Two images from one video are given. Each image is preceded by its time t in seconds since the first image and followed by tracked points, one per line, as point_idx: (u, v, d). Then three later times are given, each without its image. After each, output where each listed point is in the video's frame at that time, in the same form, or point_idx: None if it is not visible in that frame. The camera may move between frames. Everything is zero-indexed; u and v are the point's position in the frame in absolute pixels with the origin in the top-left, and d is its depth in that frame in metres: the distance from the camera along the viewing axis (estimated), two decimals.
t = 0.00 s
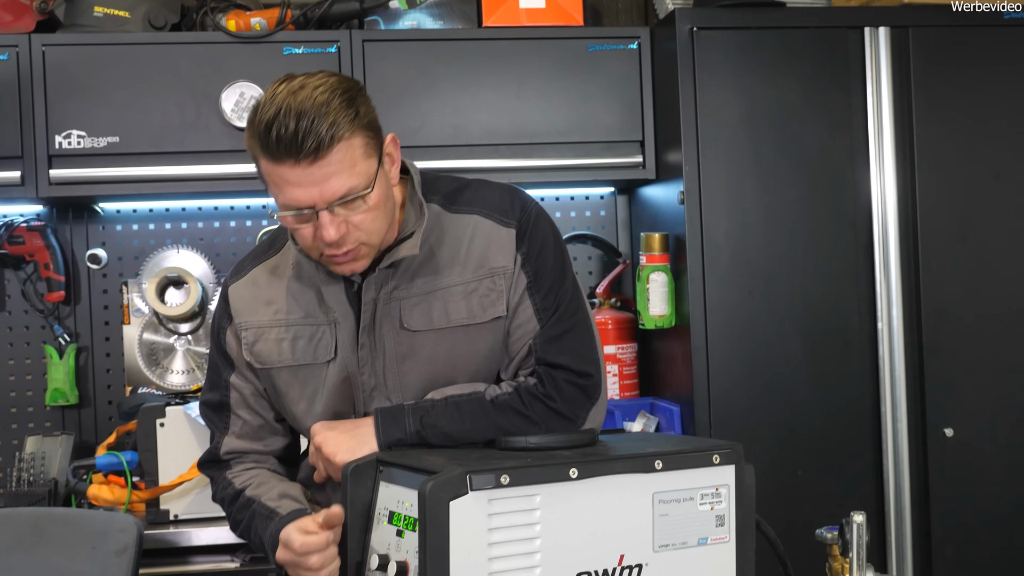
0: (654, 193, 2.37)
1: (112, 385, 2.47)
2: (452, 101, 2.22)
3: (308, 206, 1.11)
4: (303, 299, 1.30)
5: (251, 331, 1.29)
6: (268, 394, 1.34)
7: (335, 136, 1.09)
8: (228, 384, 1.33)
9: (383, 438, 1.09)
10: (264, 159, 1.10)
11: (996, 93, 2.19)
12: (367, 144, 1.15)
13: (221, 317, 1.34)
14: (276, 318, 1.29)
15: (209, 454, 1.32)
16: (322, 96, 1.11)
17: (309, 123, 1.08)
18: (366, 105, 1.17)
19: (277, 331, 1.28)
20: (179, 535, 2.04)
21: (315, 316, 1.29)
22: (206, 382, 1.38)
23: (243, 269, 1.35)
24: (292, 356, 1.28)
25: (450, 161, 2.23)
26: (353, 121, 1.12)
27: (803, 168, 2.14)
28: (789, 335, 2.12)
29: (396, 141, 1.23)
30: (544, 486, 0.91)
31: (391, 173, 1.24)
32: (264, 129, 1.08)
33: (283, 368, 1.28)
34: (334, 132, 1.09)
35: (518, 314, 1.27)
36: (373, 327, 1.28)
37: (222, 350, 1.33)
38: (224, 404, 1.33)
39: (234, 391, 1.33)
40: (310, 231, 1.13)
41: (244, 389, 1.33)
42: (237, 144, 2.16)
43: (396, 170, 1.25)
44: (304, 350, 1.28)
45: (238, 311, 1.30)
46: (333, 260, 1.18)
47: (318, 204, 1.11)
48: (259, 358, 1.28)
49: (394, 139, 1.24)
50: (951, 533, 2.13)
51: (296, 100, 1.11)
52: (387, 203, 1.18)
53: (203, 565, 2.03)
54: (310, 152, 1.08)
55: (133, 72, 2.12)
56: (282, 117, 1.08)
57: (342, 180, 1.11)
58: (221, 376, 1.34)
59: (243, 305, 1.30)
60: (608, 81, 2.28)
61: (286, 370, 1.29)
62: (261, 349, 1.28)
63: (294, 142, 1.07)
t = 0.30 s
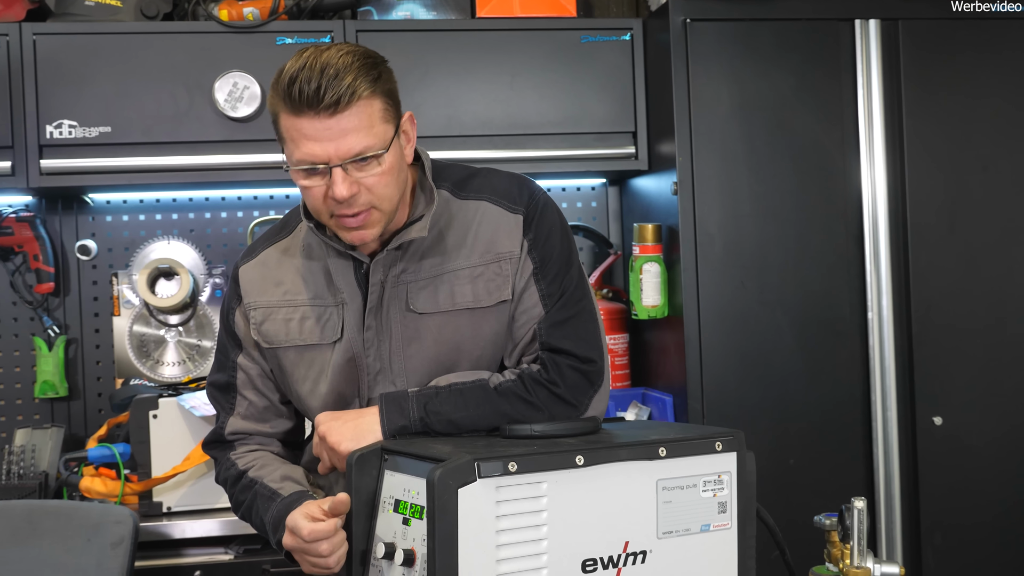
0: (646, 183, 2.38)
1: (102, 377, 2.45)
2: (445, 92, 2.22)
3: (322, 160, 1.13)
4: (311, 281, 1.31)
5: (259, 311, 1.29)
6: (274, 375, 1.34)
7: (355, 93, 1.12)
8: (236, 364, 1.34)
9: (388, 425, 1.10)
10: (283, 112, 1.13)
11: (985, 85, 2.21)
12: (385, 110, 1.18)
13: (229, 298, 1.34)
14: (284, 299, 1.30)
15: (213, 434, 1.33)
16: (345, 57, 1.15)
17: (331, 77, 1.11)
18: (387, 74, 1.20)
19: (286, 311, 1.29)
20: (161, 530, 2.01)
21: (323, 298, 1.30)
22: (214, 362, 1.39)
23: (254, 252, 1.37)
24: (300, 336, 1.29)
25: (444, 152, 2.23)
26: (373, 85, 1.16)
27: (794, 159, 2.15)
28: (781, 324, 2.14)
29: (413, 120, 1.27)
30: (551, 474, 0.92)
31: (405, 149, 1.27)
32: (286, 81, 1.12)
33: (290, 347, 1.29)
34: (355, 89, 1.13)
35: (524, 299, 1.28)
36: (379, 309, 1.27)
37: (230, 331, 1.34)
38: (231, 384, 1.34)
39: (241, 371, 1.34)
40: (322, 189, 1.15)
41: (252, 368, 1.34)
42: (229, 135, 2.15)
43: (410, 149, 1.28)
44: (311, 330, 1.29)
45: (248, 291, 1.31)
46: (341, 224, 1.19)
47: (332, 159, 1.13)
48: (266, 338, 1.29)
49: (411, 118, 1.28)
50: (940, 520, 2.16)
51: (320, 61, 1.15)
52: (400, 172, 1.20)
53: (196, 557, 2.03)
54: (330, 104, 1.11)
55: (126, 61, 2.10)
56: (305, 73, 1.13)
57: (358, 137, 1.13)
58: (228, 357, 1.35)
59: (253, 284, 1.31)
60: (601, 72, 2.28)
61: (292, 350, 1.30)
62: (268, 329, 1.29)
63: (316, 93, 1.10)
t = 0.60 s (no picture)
0: (620, 187, 2.42)
1: (75, 380, 2.43)
2: (422, 96, 2.24)
3: (332, 131, 1.19)
4: (310, 269, 1.34)
5: (257, 296, 1.32)
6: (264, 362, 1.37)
7: (372, 70, 1.19)
8: (226, 348, 1.36)
9: (373, 424, 1.11)
10: (302, 83, 1.20)
11: (949, 93, 2.28)
12: (399, 95, 1.24)
13: (227, 283, 1.37)
14: (282, 286, 1.33)
15: (196, 416, 1.35)
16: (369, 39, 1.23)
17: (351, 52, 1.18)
18: (407, 65, 1.27)
19: (283, 297, 1.32)
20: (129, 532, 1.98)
21: (319, 286, 1.32)
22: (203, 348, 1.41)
23: (256, 240, 1.40)
24: (294, 322, 1.31)
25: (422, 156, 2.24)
26: (391, 69, 1.23)
27: (767, 164, 2.20)
28: (754, 326, 2.19)
29: (425, 115, 1.33)
30: (538, 474, 0.95)
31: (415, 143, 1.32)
32: (309, 53, 1.19)
33: (284, 332, 1.31)
34: (372, 68, 1.19)
35: (516, 295, 1.30)
36: (374, 299, 1.29)
37: (224, 315, 1.37)
38: (219, 368, 1.35)
39: (229, 356, 1.36)
40: (330, 161, 1.20)
41: (241, 354, 1.36)
42: (206, 137, 2.15)
43: (419, 143, 1.33)
44: (306, 316, 1.31)
45: (246, 276, 1.34)
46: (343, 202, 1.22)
47: (341, 131, 1.19)
48: (261, 322, 1.31)
49: (424, 116, 1.34)
50: (908, 517, 2.23)
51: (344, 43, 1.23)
52: (407, 158, 1.25)
53: (173, 559, 2.02)
54: (346, 76, 1.18)
55: (102, 63, 2.10)
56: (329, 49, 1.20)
57: (369, 113, 1.19)
58: (218, 341, 1.37)
59: (251, 269, 1.34)
60: (576, 78, 2.32)
61: (286, 335, 1.32)
62: (264, 313, 1.31)
63: (335, 65, 1.17)
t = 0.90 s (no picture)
0: (607, 195, 2.46)
1: (65, 380, 2.43)
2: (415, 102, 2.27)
3: (366, 124, 1.27)
4: (328, 259, 1.38)
5: (274, 280, 1.36)
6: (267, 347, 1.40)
7: (411, 71, 1.28)
8: (224, 328, 1.38)
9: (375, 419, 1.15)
10: (343, 77, 1.29)
11: (932, 105, 2.33)
12: (433, 99, 1.33)
13: (239, 266, 1.41)
14: (298, 273, 1.37)
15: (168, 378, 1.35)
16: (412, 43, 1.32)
17: (392, 52, 1.28)
18: (444, 73, 1.37)
19: (299, 284, 1.36)
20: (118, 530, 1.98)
21: (336, 277, 1.36)
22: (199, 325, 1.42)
23: (274, 226, 1.43)
24: (308, 309, 1.35)
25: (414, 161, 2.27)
26: (428, 74, 1.32)
27: (754, 173, 2.25)
28: (739, 332, 2.23)
29: (455, 123, 1.42)
30: (536, 474, 0.98)
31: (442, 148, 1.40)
32: (352, 50, 1.28)
33: (297, 317, 1.35)
34: (411, 70, 1.29)
35: (523, 294, 1.36)
36: (388, 291, 1.34)
37: (230, 296, 1.39)
38: (211, 342, 1.36)
39: (225, 335, 1.37)
40: (359, 153, 1.28)
41: (239, 335, 1.38)
42: (200, 140, 2.17)
43: (446, 149, 1.41)
44: (321, 304, 1.35)
45: (261, 260, 1.39)
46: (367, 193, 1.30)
47: (374, 125, 1.27)
48: (274, 307, 1.35)
49: (453, 124, 1.43)
50: (890, 523, 2.27)
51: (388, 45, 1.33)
52: (433, 159, 1.33)
53: (164, 558, 2.03)
54: (385, 74, 1.27)
55: (97, 65, 2.11)
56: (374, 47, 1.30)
57: (402, 111, 1.28)
58: (217, 319, 1.39)
59: (268, 254, 1.38)
60: (567, 86, 2.35)
61: (298, 321, 1.36)
62: (278, 298, 1.35)
63: (376, 62, 1.27)
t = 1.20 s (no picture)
0: (601, 198, 2.48)
1: (62, 380, 2.43)
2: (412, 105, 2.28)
3: (389, 132, 1.34)
4: (341, 265, 1.46)
5: (289, 286, 1.44)
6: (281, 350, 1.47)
7: (433, 83, 1.36)
8: (241, 332, 1.46)
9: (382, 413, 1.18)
10: (367, 87, 1.36)
11: (923, 110, 2.36)
12: (452, 110, 1.41)
13: (255, 272, 1.49)
14: (313, 279, 1.45)
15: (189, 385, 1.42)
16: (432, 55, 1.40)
17: (416, 64, 1.35)
18: (461, 85, 1.44)
19: (314, 289, 1.44)
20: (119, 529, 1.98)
21: (350, 281, 1.44)
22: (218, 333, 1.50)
23: (289, 234, 1.52)
24: (323, 312, 1.42)
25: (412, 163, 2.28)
26: (448, 85, 1.40)
27: (748, 177, 2.27)
28: (733, 335, 2.25)
29: (469, 133, 1.49)
30: (541, 473, 0.99)
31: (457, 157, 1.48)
32: (377, 61, 1.35)
33: (312, 321, 1.42)
34: (433, 81, 1.36)
35: (529, 295, 1.44)
36: (399, 294, 1.42)
37: (247, 301, 1.47)
38: (228, 347, 1.44)
39: (243, 338, 1.45)
40: (381, 160, 1.35)
41: (255, 339, 1.45)
42: (198, 142, 2.17)
43: (460, 158, 1.49)
44: (335, 308, 1.43)
45: (277, 267, 1.47)
46: (387, 198, 1.36)
47: (397, 133, 1.34)
48: (289, 311, 1.43)
49: (467, 135, 1.50)
50: (881, 524, 2.30)
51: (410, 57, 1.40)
52: (450, 167, 1.40)
53: (162, 558, 2.04)
54: (409, 85, 1.34)
55: (96, 67, 2.12)
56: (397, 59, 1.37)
57: (424, 121, 1.35)
58: (235, 324, 1.47)
59: (284, 261, 1.46)
60: (563, 89, 2.38)
61: (314, 325, 1.43)
62: (293, 303, 1.43)
63: (401, 74, 1.34)
